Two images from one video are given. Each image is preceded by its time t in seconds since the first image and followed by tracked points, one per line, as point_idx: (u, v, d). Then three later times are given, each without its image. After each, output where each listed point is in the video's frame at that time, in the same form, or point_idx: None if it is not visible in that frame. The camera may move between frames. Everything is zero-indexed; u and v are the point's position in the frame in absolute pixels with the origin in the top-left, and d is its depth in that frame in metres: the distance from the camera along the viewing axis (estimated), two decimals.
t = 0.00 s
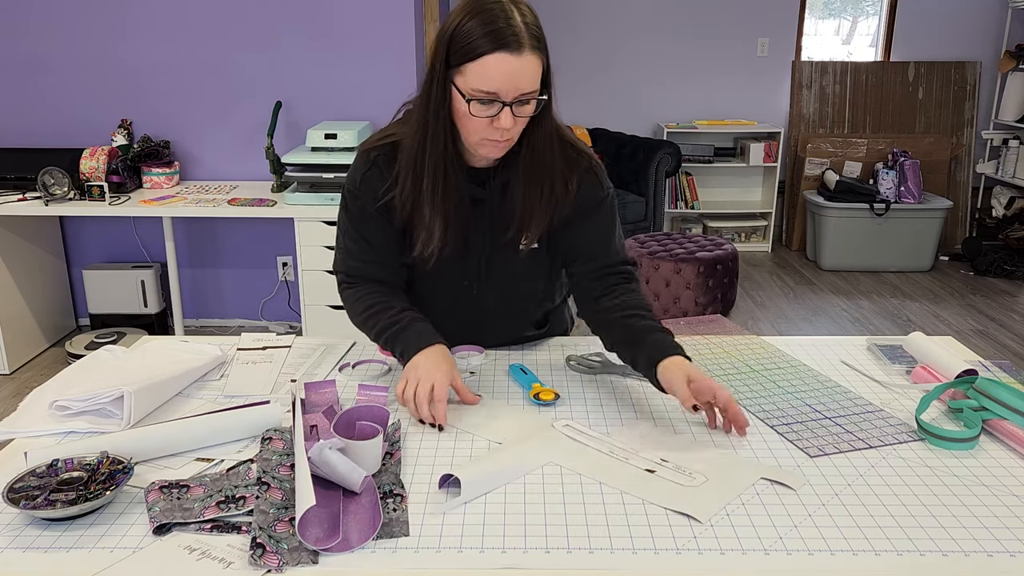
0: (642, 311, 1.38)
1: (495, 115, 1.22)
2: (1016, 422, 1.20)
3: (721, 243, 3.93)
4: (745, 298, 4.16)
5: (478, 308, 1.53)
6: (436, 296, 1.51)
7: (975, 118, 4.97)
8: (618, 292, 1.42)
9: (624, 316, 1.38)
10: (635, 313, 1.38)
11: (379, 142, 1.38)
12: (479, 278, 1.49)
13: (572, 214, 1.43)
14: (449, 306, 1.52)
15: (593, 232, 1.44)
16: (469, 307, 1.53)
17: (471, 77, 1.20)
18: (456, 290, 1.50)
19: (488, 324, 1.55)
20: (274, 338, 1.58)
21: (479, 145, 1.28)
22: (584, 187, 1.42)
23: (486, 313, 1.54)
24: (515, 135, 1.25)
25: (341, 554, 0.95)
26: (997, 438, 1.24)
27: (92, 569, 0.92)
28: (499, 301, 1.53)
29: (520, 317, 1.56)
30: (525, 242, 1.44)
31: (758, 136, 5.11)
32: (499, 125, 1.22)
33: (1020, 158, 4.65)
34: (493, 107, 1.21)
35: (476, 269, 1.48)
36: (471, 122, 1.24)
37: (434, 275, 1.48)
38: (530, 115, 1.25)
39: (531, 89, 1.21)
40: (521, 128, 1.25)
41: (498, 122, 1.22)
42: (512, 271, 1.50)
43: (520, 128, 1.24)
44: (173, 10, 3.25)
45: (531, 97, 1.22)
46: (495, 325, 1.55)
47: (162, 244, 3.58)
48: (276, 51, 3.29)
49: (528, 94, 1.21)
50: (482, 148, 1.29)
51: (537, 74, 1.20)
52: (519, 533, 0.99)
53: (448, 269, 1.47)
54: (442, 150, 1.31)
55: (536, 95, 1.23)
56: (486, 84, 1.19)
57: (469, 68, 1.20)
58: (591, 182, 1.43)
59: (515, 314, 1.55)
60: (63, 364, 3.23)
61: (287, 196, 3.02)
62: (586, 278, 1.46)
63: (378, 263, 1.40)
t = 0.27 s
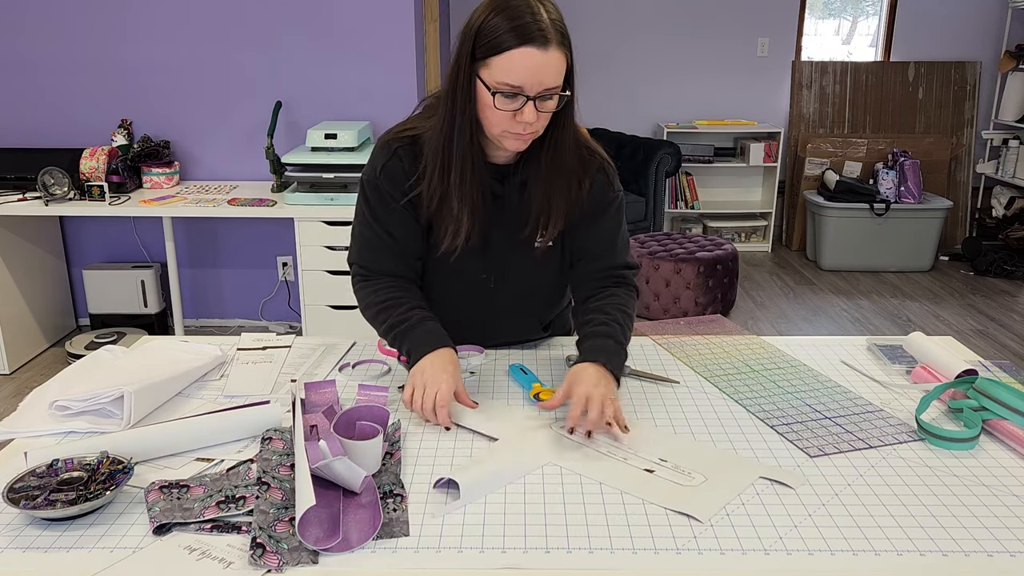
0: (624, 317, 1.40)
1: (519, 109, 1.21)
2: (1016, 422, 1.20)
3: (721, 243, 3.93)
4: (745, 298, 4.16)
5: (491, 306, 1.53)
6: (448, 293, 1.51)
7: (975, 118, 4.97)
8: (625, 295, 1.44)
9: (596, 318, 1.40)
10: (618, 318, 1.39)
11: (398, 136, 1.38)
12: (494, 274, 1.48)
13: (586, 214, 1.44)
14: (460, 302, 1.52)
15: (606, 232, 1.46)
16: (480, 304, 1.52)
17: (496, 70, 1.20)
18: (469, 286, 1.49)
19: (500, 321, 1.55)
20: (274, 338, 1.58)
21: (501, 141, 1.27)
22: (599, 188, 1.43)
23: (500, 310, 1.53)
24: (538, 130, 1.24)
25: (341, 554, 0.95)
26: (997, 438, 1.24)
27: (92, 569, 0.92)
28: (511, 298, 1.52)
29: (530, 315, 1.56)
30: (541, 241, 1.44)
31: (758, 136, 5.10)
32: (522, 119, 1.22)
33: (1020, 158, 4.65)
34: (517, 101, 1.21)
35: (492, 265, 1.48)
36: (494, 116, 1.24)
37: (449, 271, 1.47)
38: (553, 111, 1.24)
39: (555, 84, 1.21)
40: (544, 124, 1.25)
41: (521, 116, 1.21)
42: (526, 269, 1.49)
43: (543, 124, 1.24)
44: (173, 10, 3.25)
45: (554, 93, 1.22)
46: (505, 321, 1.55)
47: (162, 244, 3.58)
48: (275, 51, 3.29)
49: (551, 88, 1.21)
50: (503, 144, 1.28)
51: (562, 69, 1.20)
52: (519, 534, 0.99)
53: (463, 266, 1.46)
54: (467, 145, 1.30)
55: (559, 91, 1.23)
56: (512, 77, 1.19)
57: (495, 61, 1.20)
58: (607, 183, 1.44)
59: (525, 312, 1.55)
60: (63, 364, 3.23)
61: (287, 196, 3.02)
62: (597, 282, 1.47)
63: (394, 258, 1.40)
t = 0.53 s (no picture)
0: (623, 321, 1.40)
1: (528, 103, 1.22)
2: (1016, 422, 1.20)
3: (721, 243, 3.93)
4: (745, 298, 4.16)
5: (494, 304, 1.52)
6: (454, 291, 1.50)
7: (975, 118, 4.97)
8: (623, 299, 1.44)
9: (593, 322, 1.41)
10: (613, 321, 1.40)
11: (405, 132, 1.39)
12: (497, 271, 1.48)
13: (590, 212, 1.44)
14: (462, 299, 1.51)
15: (609, 231, 1.45)
16: (483, 301, 1.52)
17: (507, 64, 1.20)
18: (471, 283, 1.49)
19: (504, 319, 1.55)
20: (274, 338, 1.58)
21: (507, 134, 1.28)
22: (604, 187, 1.43)
23: (503, 307, 1.53)
24: (545, 125, 1.25)
25: (341, 554, 0.95)
26: (997, 438, 1.24)
27: (92, 569, 0.92)
28: (514, 296, 1.52)
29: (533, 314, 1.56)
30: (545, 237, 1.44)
31: (758, 136, 5.11)
32: (531, 113, 1.22)
33: (1020, 158, 4.65)
34: (526, 95, 1.21)
35: (496, 262, 1.47)
36: (501, 109, 1.24)
37: (454, 269, 1.47)
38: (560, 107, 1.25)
39: (564, 80, 1.21)
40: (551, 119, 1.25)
41: (529, 110, 1.22)
42: (530, 267, 1.49)
43: (551, 119, 1.25)
44: (173, 10, 3.25)
45: (563, 89, 1.23)
46: (509, 319, 1.55)
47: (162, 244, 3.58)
48: (275, 50, 3.29)
49: (561, 84, 1.22)
50: (510, 138, 1.29)
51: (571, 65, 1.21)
52: (519, 533, 0.99)
53: (469, 263, 1.46)
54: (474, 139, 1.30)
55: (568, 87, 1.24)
56: (522, 71, 1.19)
57: (505, 55, 1.20)
58: (612, 182, 1.44)
59: (529, 309, 1.55)
60: (63, 364, 3.23)
61: (287, 196, 3.02)
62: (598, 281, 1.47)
63: (398, 254, 1.40)
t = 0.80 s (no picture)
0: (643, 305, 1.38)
1: (529, 99, 1.22)
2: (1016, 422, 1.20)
3: (721, 243, 3.93)
4: (745, 298, 4.16)
5: (494, 301, 1.52)
6: (454, 287, 1.50)
7: (975, 118, 4.97)
8: (636, 284, 1.43)
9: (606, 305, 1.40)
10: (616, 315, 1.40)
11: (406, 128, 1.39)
12: (496, 267, 1.48)
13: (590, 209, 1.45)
14: (459, 296, 1.51)
15: (609, 228, 1.46)
16: (480, 298, 1.51)
17: (508, 59, 1.21)
18: (469, 279, 1.49)
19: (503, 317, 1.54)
20: (274, 338, 1.58)
21: (508, 129, 1.28)
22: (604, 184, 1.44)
23: (503, 304, 1.53)
24: (546, 121, 1.25)
25: (341, 554, 0.95)
26: (997, 438, 1.24)
27: (92, 569, 0.92)
28: (514, 293, 1.51)
29: (531, 312, 1.55)
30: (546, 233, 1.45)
31: (758, 136, 5.10)
32: (532, 109, 1.23)
33: (1020, 158, 4.65)
34: (527, 90, 1.22)
35: (497, 258, 1.47)
36: (502, 103, 1.25)
37: (454, 265, 1.47)
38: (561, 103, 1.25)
39: (565, 76, 1.22)
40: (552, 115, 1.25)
41: (530, 106, 1.22)
42: (529, 264, 1.49)
43: (551, 115, 1.25)
44: (174, 10, 3.25)
45: (564, 85, 1.23)
46: (509, 317, 1.55)
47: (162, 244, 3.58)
48: (275, 50, 3.29)
49: (562, 80, 1.22)
50: (510, 133, 1.29)
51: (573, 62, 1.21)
52: (519, 533, 0.99)
53: (470, 259, 1.46)
54: (475, 135, 1.31)
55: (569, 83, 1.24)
56: (523, 67, 1.20)
57: (507, 50, 1.20)
58: (612, 180, 1.45)
59: (529, 307, 1.54)
60: (63, 364, 3.23)
61: (287, 196, 3.02)
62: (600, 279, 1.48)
63: (397, 249, 1.40)
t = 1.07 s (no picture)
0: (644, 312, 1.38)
1: (542, 95, 1.22)
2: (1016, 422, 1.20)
3: (721, 243, 3.93)
4: (745, 298, 4.16)
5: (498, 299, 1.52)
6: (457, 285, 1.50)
7: (975, 118, 4.97)
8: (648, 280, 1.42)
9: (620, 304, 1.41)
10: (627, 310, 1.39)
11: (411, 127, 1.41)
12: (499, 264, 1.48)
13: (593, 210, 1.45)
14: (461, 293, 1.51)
15: (613, 226, 1.46)
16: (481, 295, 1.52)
17: (521, 56, 1.21)
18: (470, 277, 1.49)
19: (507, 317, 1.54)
20: (274, 338, 1.58)
21: (520, 128, 1.28)
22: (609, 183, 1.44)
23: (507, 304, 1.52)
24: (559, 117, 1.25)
25: (341, 554, 0.95)
26: (997, 439, 1.24)
27: (92, 569, 0.92)
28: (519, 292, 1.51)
29: (533, 312, 1.54)
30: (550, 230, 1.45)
31: (758, 136, 5.11)
32: (545, 105, 1.22)
33: (1020, 158, 4.65)
34: (541, 87, 1.22)
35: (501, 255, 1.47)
36: (514, 101, 1.24)
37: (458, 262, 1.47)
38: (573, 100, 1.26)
39: (577, 72, 1.22)
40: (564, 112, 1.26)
41: (544, 102, 1.22)
42: (531, 264, 1.49)
43: (563, 112, 1.25)
44: (174, 10, 3.25)
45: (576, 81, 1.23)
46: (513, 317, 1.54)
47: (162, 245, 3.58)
48: (275, 50, 3.29)
49: (574, 76, 1.22)
50: (521, 133, 1.29)
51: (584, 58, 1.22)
52: (519, 533, 0.99)
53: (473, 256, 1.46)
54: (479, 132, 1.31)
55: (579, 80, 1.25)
56: (536, 64, 1.20)
57: (519, 48, 1.21)
58: (616, 180, 1.45)
59: (535, 308, 1.53)
60: (63, 364, 3.23)
61: (287, 196, 3.02)
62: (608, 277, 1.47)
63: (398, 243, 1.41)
